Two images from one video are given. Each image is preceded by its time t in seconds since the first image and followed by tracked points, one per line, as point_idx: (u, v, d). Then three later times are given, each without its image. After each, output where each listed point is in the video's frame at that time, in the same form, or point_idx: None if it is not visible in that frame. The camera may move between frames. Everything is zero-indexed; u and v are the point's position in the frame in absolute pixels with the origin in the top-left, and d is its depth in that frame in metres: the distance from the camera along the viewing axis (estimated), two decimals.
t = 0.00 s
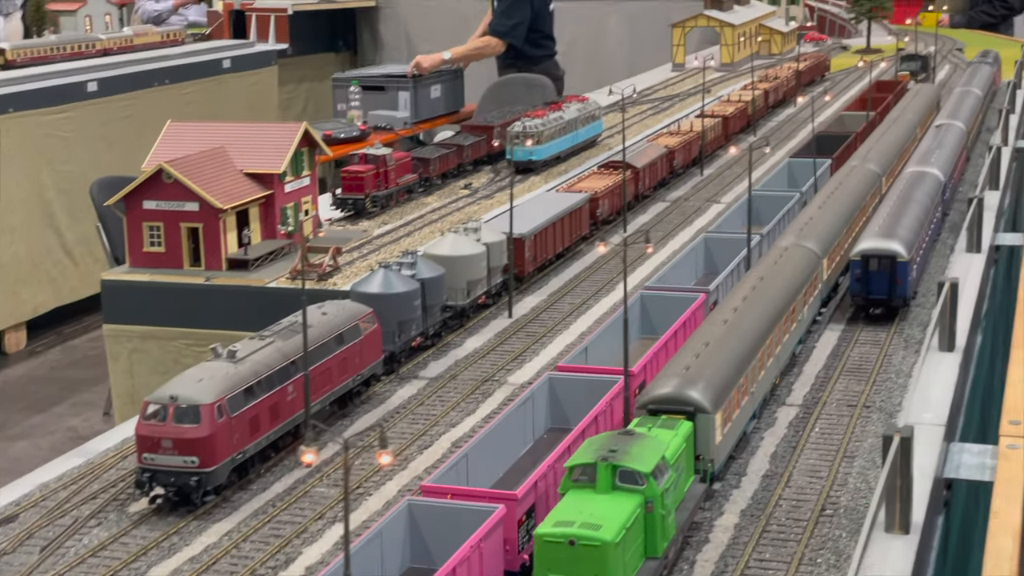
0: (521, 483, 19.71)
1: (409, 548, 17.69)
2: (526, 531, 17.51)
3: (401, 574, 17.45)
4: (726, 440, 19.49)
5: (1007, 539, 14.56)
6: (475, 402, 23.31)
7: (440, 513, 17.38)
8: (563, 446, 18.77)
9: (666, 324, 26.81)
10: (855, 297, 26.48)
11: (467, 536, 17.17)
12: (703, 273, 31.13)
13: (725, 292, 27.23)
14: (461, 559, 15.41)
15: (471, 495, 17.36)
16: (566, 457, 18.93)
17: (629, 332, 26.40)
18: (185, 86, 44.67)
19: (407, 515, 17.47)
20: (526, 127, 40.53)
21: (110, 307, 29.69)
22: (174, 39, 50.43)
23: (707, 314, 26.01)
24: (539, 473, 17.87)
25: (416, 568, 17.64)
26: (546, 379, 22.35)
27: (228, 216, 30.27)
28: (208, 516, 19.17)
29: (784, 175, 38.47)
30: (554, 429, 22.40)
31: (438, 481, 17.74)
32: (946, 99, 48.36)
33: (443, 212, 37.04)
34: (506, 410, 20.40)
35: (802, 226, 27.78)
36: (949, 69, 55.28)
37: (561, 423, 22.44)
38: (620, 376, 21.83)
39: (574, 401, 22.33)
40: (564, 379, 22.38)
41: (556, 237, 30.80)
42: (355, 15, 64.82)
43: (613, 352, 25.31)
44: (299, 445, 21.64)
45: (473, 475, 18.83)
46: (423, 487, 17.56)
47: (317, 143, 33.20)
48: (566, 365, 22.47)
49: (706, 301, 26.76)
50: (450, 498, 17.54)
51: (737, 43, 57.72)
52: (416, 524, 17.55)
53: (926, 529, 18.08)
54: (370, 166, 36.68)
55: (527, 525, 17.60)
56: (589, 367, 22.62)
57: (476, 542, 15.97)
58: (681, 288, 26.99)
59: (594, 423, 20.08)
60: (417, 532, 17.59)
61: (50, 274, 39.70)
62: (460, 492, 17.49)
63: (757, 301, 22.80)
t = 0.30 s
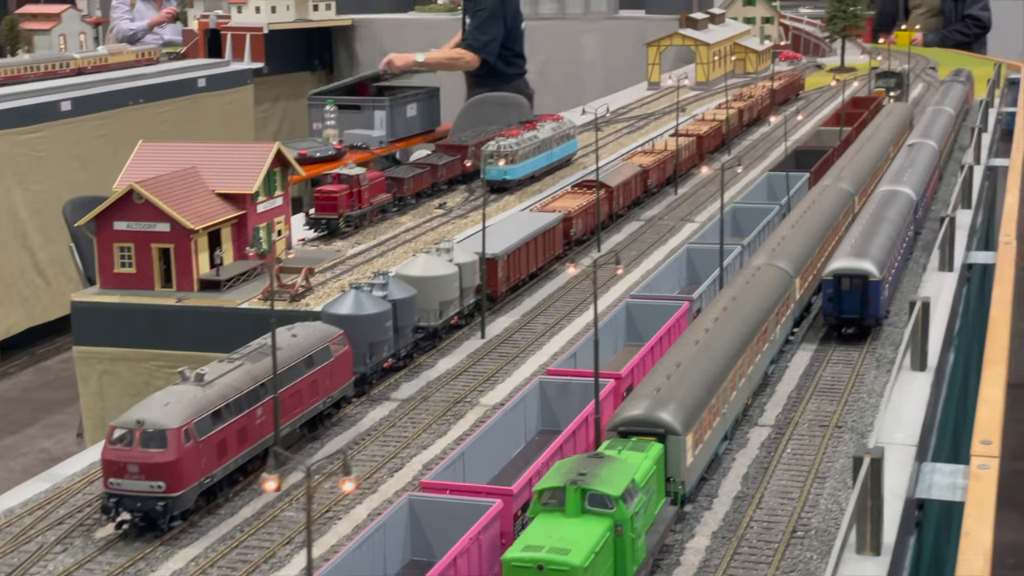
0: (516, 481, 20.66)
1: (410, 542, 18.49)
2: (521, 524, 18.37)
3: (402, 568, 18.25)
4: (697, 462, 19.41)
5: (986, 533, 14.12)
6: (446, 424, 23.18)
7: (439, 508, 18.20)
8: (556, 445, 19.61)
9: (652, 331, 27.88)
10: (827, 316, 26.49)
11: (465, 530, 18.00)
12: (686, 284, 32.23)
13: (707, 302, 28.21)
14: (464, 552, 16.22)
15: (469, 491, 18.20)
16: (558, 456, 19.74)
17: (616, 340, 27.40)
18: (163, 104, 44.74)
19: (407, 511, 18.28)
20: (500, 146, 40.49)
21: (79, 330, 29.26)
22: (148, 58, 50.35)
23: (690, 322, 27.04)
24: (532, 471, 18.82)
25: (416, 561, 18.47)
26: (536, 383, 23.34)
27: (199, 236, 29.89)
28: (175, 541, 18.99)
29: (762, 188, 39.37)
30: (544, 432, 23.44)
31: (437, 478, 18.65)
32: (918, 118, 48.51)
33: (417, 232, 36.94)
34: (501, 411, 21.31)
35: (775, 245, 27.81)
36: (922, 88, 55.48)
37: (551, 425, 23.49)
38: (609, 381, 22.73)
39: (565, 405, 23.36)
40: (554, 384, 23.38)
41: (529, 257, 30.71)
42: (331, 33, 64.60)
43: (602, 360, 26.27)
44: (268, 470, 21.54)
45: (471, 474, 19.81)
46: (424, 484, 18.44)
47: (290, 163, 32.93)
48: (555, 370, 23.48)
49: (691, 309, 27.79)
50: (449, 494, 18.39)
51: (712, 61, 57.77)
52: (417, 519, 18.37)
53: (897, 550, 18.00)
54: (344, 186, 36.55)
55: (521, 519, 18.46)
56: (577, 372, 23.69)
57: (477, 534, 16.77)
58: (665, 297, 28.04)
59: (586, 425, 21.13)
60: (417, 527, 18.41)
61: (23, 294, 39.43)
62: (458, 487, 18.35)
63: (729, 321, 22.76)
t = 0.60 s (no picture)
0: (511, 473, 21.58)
1: (411, 530, 19.51)
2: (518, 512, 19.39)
3: (405, 556, 19.25)
4: (671, 478, 19.31)
5: (959, 548, 13.55)
6: (419, 440, 23.02)
7: (440, 497, 19.20)
8: (550, 439, 20.52)
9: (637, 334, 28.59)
10: (802, 330, 26.48)
11: (465, 517, 19.03)
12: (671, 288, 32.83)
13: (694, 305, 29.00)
14: (465, 537, 17.35)
15: (469, 480, 19.20)
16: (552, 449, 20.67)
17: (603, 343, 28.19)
18: (137, 119, 44.64)
19: (408, 501, 19.27)
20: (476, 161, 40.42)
21: (50, 345, 28.88)
22: (123, 72, 50.14)
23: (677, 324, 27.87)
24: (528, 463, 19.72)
25: (418, 549, 19.47)
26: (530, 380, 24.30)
27: (172, 251, 29.67)
28: (145, 560, 18.79)
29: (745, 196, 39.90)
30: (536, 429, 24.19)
31: (437, 469, 19.60)
32: (893, 131, 48.70)
33: (392, 247, 36.79)
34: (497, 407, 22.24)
35: (749, 259, 27.81)
36: (897, 101, 55.76)
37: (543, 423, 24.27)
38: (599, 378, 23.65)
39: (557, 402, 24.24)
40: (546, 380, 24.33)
41: (503, 272, 30.58)
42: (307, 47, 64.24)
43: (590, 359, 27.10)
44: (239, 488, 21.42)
45: (467, 466, 20.77)
46: (425, 476, 19.41)
47: (264, 177, 32.46)
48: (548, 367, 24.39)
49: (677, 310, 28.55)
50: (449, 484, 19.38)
51: (688, 75, 57.83)
52: (418, 508, 19.36)
53: (872, 565, 17.91)
54: (318, 201, 36.36)
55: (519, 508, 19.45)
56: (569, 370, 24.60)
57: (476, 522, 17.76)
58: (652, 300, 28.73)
59: (578, 418, 22.13)
60: (418, 516, 19.44)
61: None
62: (458, 477, 19.32)
63: (703, 337, 22.68)
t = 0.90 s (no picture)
0: (509, 462, 22.37)
1: (415, 516, 20.28)
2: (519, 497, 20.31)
3: (411, 538, 20.02)
4: (648, 489, 19.24)
5: (936, 559, 13.38)
6: (397, 452, 22.92)
7: (443, 483, 20.00)
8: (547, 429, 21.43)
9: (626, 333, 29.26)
10: (780, 340, 26.48)
11: (467, 502, 19.80)
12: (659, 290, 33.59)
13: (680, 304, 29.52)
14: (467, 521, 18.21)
15: (470, 467, 20.05)
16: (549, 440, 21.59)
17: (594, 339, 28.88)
18: (114, 129, 44.29)
19: (412, 487, 20.02)
20: (454, 171, 40.39)
21: (26, 356, 28.58)
22: (101, 83, 49.89)
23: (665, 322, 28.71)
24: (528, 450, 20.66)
25: (421, 533, 20.22)
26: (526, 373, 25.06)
27: (148, 263, 29.50)
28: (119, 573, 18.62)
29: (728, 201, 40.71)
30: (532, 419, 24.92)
31: (439, 457, 20.39)
32: (871, 141, 48.91)
33: (370, 257, 36.71)
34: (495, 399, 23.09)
35: (727, 269, 27.83)
36: (875, 111, 56.05)
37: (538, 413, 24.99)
38: (591, 372, 24.56)
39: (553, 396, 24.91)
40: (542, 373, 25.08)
41: (481, 282, 30.51)
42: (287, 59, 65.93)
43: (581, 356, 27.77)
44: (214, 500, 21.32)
45: (467, 454, 21.54)
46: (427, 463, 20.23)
47: (241, 189, 32.23)
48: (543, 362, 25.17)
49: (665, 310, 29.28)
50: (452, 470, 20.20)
51: (666, 86, 57.92)
52: (422, 494, 20.14)
53: None
54: (296, 211, 36.21)
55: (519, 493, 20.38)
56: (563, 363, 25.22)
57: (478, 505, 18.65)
58: (640, 299, 29.41)
59: (569, 412, 22.79)
60: (422, 501, 20.19)
61: None
62: (459, 465, 20.17)
63: (680, 347, 22.67)
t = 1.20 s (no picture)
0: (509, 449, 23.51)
1: (422, 500, 21.47)
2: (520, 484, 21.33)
3: (418, 521, 21.19)
4: (629, 497, 19.23)
5: (918, 566, 13.29)
6: (378, 461, 22.84)
7: (447, 468, 21.19)
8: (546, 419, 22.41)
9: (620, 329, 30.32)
10: (762, 348, 26.53)
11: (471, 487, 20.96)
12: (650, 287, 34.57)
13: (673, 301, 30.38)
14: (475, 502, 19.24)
15: (473, 454, 21.19)
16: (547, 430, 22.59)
17: (588, 335, 30.01)
18: (96, 136, 45.98)
19: (419, 473, 21.18)
20: (435, 179, 40.38)
21: (5, 365, 28.42)
22: (83, 90, 49.73)
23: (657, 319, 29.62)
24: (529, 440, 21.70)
25: (428, 516, 21.39)
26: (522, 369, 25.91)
27: (129, 271, 29.36)
28: None
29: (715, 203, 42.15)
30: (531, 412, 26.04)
31: (444, 444, 21.62)
32: (852, 148, 48.99)
33: (352, 265, 36.66)
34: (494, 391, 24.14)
35: (708, 277, 27.85)
36: (856, 118, 56.24)
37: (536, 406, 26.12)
38: (587, 365, 25.54)
39: (548, 389, 25.90)
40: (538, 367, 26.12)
41: (463, 290, 30.48)
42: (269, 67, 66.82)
43: (576, 350, 28.87)
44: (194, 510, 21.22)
45: (469, 442, 22.74)
46: (433, 450, 21.44)
47: (222, 196, 32.09)
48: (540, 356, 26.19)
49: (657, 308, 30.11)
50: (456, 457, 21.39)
51: (648, 93, 57.96)
52: (428, 480, 21.33)
53: None
54: (278, 219, 36.08)
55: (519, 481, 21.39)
56: (558, 358, 26.37)
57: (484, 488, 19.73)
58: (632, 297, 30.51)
59: (567, 403, 23.86)
60: (428, 487, 21.37)
61: None
62: (462, 452, 21.30)
63: (662, 355, 22.69)
